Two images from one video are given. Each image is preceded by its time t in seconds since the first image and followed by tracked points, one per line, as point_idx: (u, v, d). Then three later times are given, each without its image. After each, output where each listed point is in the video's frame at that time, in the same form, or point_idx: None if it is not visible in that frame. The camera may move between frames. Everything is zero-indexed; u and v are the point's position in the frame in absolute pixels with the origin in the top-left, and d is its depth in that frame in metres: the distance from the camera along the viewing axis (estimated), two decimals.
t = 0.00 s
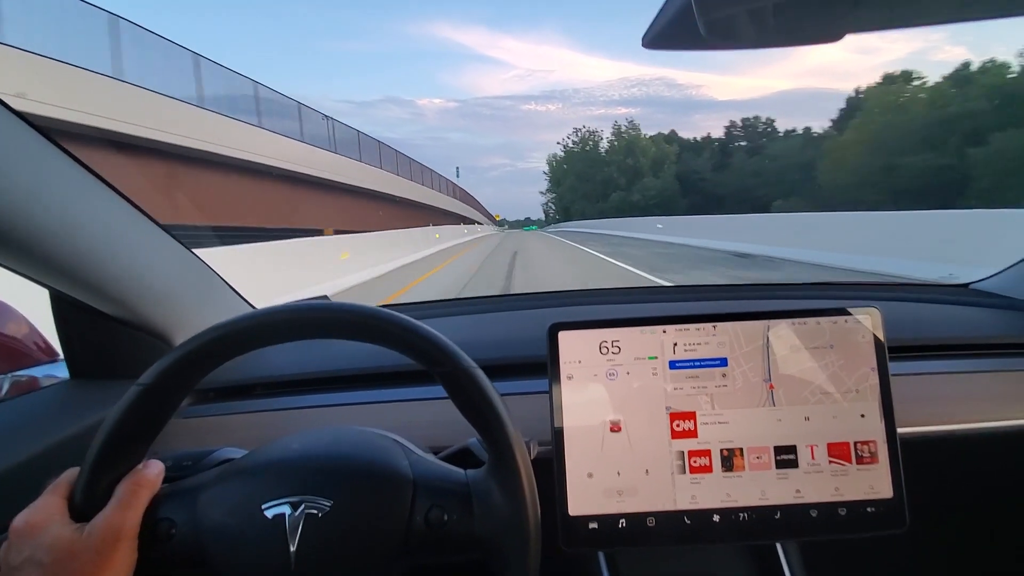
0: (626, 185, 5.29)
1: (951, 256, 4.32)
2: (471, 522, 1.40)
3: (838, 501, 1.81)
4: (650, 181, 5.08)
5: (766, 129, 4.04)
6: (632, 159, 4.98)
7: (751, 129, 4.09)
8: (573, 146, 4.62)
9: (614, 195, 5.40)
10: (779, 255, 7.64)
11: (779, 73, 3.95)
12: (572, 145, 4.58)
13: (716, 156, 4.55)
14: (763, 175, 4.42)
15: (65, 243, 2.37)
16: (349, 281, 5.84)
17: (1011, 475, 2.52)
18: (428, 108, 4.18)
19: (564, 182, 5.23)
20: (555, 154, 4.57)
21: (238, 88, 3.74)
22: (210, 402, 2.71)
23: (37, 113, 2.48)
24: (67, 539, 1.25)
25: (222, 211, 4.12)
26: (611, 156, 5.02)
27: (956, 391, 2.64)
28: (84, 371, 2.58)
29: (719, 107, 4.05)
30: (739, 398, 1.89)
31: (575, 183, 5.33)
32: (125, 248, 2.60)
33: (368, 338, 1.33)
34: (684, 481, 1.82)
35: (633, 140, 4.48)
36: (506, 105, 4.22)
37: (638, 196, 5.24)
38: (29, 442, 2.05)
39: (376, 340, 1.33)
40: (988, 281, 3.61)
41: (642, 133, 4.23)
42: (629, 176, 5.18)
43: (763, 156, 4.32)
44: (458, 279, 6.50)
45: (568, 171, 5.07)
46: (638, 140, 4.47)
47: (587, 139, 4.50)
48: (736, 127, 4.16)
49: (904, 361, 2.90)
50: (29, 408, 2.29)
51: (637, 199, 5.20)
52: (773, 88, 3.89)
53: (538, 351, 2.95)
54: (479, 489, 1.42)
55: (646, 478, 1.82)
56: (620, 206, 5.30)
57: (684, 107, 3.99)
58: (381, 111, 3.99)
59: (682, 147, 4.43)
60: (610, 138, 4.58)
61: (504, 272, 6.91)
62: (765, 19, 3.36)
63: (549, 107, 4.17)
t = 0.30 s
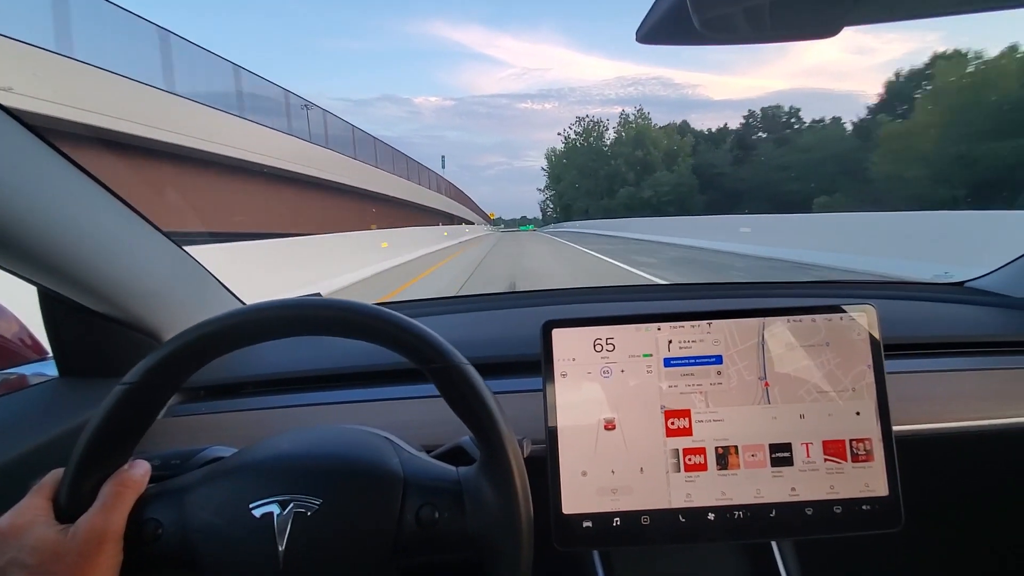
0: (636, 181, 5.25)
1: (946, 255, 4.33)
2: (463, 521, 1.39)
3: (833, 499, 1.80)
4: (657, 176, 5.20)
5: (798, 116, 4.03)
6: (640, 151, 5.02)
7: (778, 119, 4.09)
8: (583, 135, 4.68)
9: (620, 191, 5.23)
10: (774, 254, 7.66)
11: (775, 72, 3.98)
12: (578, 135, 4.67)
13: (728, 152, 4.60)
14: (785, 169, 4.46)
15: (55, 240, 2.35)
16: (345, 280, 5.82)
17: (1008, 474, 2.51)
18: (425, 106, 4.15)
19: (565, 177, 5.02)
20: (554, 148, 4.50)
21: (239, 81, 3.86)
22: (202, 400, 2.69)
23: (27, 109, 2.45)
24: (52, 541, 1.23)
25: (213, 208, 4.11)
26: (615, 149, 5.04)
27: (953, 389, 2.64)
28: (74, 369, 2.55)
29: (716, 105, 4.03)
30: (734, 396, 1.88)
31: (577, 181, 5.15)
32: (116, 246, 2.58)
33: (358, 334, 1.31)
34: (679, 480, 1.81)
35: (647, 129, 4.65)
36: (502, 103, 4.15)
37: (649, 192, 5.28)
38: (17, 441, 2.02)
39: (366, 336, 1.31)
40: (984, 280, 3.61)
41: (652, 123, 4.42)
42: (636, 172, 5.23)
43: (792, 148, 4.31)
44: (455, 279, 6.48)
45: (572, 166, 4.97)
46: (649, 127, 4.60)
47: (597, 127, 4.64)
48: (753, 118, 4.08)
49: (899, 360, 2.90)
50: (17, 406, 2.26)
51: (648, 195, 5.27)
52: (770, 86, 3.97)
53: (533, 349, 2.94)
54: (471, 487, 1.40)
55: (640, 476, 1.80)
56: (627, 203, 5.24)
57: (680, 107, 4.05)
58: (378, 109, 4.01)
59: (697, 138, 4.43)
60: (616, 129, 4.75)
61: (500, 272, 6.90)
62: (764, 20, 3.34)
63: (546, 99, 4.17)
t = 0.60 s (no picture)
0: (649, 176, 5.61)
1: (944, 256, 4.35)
2: (469, 514, 1.39)
3: (836, 496, 1.81)
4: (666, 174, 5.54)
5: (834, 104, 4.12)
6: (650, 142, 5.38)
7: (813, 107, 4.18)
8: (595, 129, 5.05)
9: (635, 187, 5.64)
10: (772, 256, 7.69)
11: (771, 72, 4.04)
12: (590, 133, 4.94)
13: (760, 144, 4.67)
14: (819, 160, 4.41)
15: (55, 228, 2.34)
16: (343, 277, 5.81)
17: (1007, 473, 2.53)
18: (422, 104, 4.19)
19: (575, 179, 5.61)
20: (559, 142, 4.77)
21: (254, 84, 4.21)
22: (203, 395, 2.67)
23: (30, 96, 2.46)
24: (57, 530, 1.22)
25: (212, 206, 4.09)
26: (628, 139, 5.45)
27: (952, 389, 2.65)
28: (74, 361, 2.54)
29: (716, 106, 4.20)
30: (738, 393, 1.88)
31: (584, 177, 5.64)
32: (116, 236, 2.56)
33: (365, 327, 1.31)
34: (683, 476, 1.81)
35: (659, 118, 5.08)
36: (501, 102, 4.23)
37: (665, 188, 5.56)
38: (19, 432, 2.00)
39: (372, 329, 1.31)
40: (982, 281, 3.63)
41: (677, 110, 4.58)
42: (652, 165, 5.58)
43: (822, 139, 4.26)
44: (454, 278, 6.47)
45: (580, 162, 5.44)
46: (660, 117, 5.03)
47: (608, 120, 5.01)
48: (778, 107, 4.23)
49: (899, 360, 2.91)
50: (18, 398, 2.24)
51: (666, 190, 5.52)
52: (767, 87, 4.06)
53: (534, 346, 2.94)
54: (477, 481, 1.40)
55: (644, 472, 1.81)
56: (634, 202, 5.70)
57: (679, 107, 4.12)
58: (376, 106, 4.00)
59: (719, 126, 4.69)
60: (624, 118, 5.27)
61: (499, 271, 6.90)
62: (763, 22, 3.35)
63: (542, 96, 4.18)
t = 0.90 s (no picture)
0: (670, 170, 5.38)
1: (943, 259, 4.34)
2: (460, 525, 1.39)
3: (829, 504, 1.81)
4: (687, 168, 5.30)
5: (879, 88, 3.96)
6: (669, 130, 5.28)
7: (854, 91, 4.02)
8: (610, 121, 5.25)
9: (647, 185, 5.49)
10: (771, 259, 7.67)
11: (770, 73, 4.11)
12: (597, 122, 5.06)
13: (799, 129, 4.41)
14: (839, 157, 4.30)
15: (49, 236, 2.34)
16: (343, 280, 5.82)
17: (1003, 480, 2.53)
18: (422, 103, 4.11)
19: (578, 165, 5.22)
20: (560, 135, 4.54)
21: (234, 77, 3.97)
22: (198, 401, 2.67)
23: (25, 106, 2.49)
24: (48, 540, 1.22)
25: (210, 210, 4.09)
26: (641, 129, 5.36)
27: (948, 396, 2.65)
28: (69, 367, 2.54)
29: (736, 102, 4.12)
30: (731, 401, 1.88)
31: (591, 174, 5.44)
32: (113, 242, 2.57)
33: (355, 337, 1.31)
34: (675, 484, 1.81)
35: (671, 108, 5.10)
36: (500, 102, 4.22)
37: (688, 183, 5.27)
38: (13, 439, 2.01)
39: (362, 339, 1.31)
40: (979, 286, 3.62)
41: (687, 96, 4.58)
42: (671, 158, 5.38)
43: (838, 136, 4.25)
44: (453, 280, 6.47)
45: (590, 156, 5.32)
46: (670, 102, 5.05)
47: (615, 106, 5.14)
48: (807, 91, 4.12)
49: (895, 366, 2.91)
50: (12, 404, 2.24)
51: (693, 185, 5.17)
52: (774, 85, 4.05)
53: (530, 351, 2.94)
54: (468, 491, 1.40)
55: (637, 480, 1.81)
56: (651, 199, 5.50)
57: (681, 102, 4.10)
58: (374, 105, 3.96)
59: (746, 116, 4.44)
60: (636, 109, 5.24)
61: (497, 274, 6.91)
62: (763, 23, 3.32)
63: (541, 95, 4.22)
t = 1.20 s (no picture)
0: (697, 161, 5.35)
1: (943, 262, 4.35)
2: (459, 525, 1.38)
3: (828, 506, 1.80)
4: (722, 159, 5.24)
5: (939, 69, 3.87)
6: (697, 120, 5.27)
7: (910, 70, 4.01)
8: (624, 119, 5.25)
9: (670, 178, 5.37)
10: (772, 260, 7.68)
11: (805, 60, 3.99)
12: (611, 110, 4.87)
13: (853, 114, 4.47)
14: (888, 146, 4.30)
15: (51, 233, 2.34)
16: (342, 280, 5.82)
17: (1003, 483, 2.53)
18: (420, 102, 4.28)
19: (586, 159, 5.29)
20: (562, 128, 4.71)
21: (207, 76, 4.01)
22: (197, 400, 2.67)
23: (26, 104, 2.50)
24: (45, 540, 1.22)
25: (210, 212, 4.11)
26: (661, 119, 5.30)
27: (948, 398, 2.65)
28: (68, 366, 2.54)
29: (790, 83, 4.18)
30: (731, 403, 1.88)
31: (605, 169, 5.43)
32: (114, 241, 2.58)
33: (354, 337, 1.31)
34: (675, 485, 1.81)
35: (702, 89, 4.78)
36: (499, 100, 4.25)
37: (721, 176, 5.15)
38: (11, 437, 2.00)
39: (361, 338, 1.31)
40: (978, 288, 3.63)
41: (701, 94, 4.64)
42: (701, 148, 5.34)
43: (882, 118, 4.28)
44: (453, 280, 6.48)
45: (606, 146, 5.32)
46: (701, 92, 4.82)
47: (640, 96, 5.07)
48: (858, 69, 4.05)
49: (894, 368, 2.91)
50: (11, 403, 2.24)
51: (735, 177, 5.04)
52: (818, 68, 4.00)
53: (530, 352, 2.94)
54: (467, 491, 1.40)
55: (637, 481, 1.81)
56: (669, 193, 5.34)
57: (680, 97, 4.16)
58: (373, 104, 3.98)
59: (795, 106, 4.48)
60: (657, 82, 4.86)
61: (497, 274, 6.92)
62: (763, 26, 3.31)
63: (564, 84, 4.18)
